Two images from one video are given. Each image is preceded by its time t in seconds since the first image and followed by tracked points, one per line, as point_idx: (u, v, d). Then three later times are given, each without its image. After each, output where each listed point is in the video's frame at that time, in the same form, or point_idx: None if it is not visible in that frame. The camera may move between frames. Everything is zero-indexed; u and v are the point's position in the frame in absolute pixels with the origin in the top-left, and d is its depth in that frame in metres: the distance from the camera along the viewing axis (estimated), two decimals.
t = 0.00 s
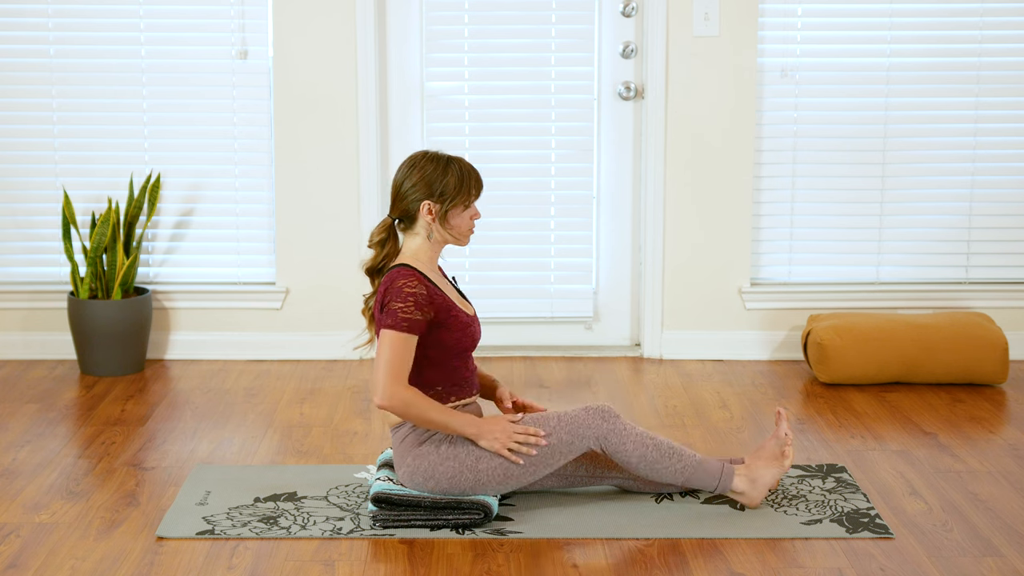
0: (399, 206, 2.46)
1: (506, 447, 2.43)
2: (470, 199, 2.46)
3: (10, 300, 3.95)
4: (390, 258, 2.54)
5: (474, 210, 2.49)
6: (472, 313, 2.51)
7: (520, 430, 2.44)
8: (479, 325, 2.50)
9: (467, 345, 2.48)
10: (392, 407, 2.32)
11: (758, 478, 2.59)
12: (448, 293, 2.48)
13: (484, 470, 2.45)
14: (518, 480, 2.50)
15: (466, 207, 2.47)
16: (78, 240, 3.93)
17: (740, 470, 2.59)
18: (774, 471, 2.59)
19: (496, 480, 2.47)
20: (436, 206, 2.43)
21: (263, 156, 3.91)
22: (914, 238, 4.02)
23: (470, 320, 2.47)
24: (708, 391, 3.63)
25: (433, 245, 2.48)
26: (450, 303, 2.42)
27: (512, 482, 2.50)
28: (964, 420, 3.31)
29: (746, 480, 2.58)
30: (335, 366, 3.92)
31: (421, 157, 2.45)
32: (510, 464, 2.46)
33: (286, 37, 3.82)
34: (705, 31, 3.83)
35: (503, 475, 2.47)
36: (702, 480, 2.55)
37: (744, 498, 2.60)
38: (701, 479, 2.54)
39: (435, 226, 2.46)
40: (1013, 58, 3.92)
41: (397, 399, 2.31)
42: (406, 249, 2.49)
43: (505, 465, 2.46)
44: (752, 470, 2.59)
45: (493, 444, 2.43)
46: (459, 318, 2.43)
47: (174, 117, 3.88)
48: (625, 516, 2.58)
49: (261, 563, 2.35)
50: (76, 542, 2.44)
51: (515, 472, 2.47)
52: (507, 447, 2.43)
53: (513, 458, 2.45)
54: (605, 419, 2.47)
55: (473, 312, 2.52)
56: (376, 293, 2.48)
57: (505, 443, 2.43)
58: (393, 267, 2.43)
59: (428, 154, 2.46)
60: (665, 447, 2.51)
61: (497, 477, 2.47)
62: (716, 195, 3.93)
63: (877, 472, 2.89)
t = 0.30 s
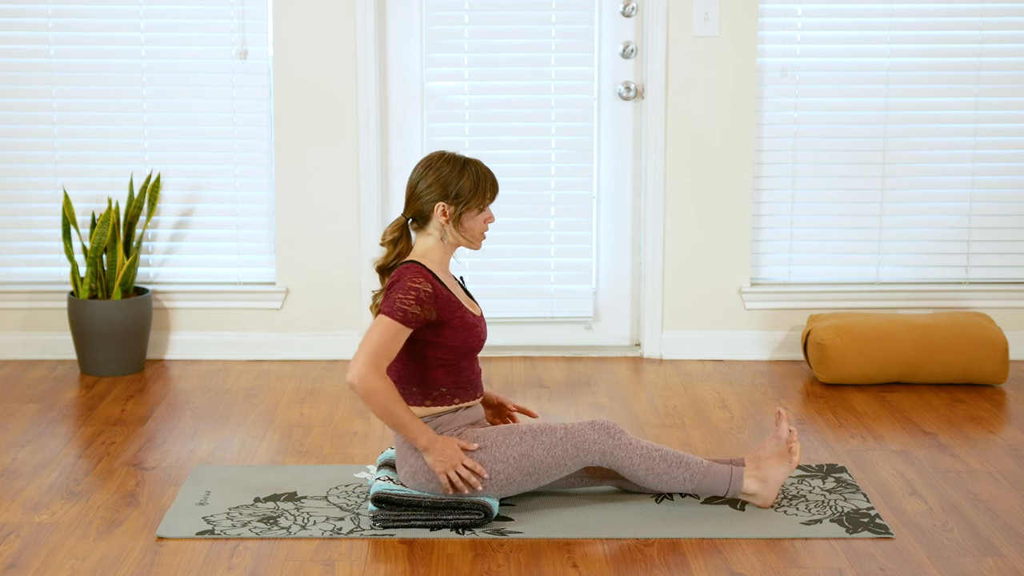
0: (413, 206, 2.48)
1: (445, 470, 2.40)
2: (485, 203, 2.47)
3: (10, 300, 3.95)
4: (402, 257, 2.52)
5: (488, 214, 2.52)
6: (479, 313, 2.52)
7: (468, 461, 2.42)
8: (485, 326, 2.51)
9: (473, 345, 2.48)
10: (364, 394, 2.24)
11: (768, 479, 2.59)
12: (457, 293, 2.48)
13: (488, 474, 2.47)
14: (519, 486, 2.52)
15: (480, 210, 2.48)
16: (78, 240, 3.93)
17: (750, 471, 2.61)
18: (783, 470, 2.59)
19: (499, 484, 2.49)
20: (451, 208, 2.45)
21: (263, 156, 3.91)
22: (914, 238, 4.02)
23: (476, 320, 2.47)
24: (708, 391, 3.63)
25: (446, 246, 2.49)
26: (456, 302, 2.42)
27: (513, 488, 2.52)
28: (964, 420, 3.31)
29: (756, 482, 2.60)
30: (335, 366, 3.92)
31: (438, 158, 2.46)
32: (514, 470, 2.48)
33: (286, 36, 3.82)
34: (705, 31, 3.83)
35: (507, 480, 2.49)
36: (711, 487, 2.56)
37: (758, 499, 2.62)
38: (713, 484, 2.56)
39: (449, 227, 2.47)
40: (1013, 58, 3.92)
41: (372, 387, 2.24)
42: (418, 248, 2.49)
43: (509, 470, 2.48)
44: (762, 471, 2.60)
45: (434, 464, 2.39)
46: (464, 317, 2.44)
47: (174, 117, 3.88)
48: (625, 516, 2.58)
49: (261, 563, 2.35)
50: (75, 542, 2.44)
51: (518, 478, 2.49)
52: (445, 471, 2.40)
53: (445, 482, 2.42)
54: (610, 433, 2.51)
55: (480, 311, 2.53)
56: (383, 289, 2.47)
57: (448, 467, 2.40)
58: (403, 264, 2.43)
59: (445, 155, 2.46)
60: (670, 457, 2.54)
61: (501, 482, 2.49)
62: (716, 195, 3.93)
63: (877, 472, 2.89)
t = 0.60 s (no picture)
0: (426, 209, 2.48)
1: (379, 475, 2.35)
2: (497, 209, 2.48)
3: (11, 300, 3.95)
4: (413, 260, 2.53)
5: (500, 219, 2.52)
6: (484, 316, 2.52)
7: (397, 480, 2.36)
8: (489, 330, 2.51)
9: (477, 348, 2.49)
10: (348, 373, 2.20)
11: (773, 477, 2.59)
12: (465, 297, 2.48)
13: (491, 477, 2.48)
14: (522, 490, 2.53)
15: (493, 216, 2.49)
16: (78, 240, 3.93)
17: (754, 473, 2.61)
18: (788, 468, 2.58)
19: (501, 488, 2.50)
20: (464, 213, 2.45)
21: (263, 156, 3.91)
22: (914, 239, 4.02)
23: (481, 323, 2.47)
24: (708, 391, 3.63)
25: (457, 251, 2.49)
26: (461, 305, 2.43)
27: (516, 491, 2.53)
28: (964, 421, 3.31)
29: (761, 483, 2.59)
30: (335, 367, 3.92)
31: (453, 162, 2.45)
32: (516, 474, 2.49)
33: (286, 36, 3.82)
34: (705, 31, 3.83)
35: (509, 484, 2.50)
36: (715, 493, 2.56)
37: (766, 500, 2.61)
38: (718, 490, 2.56)
39: (461, 233, 2.47)
40: (1013, 58, 3.91)
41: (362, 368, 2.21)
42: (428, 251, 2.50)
43: (511, 474, 2.49)
44: (765, 470, 2.60)
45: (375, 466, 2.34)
46: (469, 320, 2.44)
47: (174, 117, 3.88)
48: (625, 516, 2.58)
49: (261, 563, 2.35)
50: (75, 542, 2.44)
51: (520, 483, 2.50)
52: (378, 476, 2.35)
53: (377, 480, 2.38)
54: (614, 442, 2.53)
55: (485, 315, 2.53)
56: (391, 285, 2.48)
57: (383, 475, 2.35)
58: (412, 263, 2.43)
59: (460, 159, 2.46)
60: (674, 465, 2.53)
61: (503, 485, 2.50)
62: (715, 195, 3.93)
63: (877, 472, 2.88)
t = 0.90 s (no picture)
0: (426, 212, 2.47)
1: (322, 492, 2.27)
2: (499, 218, 2.48)
3: (11, 300, 3.95)
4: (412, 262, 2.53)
5: (501, 228, 2.52)
6: (480, 320, 2.52)
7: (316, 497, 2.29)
8: (485, 333, 2.51)
9: (473, 353, 2.48)
10: (344, 384, 2.24)
11: (775, 478, 2.58)
12: (461, 301, 2.48)
13: (492, 479, 2.48)
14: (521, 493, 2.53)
15: (494, 225, 2.49)
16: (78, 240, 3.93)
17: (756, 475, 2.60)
18: (789, 469, 2.57)
19: (502, 490, 2.50)
20: (465, 220, 2.45)
21: (263, 156, 3.91)
22: (914, 239, 4.02)
23: (477, 328, 2.47)
24: (708, 391, 3.63)
25: (456, 256, 2.49)
26: (459, 310, 2.42)
27: (514, 494, 2.52)
28: (964, 421, 3.31)
29: (763, 485, 2.59)
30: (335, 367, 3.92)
31: (457, 168, 2.45)
32: (517, 477, 2.49)
33: (286, 36, 3.82)
34: (705, 31, 3.83)
35: (510, 486, 2.50)
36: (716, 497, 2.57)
37: (771, 501, 2.61)
38: (719, 495, 2.57)
39: (461, 239, 2.47)
40: (1013, 58, 3.91)
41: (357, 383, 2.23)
42: (428, 255, 2.50)
43: (512, 477, 2.48)
44: (767, 472, 2.59)
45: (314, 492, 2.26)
46: (466, 325, 2.43)
47: (174, 117, 3.88)
48: (624, 516, 2.59)
49: (261, 563, 2.35)
50: (75, 542, 2.44)
51: (521, 486, 2.50)
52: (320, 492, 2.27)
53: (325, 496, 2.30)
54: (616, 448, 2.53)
55: (481, 319, 2.52)
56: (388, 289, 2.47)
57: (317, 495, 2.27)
58: (411, 268, 2.42)
59: (464, 165, 2.46)
60: (675, 471, 2.54)
61: (503, 487, 2.50)
62: (715, 195, 3.93)
63: (877, 472, 2.88)
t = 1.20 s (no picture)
0: (406, 212, 2.47)
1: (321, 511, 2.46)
2: (478, 219, 2.47)
3: (11, 300, 3.95)
4: (392, 261, 2.53)
5: (480, 229, 2.51)
6: (468, 317, 2.53)
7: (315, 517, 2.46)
8: (475, 330, 2.52)
9: (464, 350, 2.49)
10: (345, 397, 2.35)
11: (774, 480, 2.58)
12: (448, 299, 2.48)
13: (492, 480, 2.48)
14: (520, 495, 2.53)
15: (473, 226, 2.48)
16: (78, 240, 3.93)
17: (757, 477, 2.61)
18: (789, 471, 2.57)
19: (502, 491, 2.50)
20: (443, 221, 2.45)
21: (263, 156, 3.91)
22: (914, 239, 4.02)
23: (466, 324, 2.48)
24: (708, 391, 3.63)
25: (436, 257, 2.49)
26: (447, 309, 2.43)
27: (514, 495, 2.52)
28: (963, 421, 3.31)
29: (763, 487, 2.59)
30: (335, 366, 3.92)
31: (437, 168, 2.45)
32: (517, 478, 2.49)
33: (285, 36, 3.82)
34: (705, 31, 3.83)
35: (510, 487, 2.50)
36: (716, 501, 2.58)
37: (773, 503, 2.61)
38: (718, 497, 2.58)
39: (439, 239, 2.47)
40: (1013, 58, 3.92)
41: (353, 393, 2.33)
42: (409, 255, 2.49)
43: (513, 478, 2.48)
44: (768, 473, 2.59)
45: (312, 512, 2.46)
46: (455, 323, 2.45)
47: (174, 117, 3.88)
48: (624, 516, 2.59)
49: (261, 563, 2.36)
50: (75, 542, 2.44)
51: (521, 488, 2.50)
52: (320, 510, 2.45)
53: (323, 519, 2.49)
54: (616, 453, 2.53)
55: (469, 316, 2.53)
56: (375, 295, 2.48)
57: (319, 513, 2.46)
58: (393, 272, 2.43)
59: (445, 165, 2.46)
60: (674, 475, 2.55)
61: (503, 488, 2.49)
62: (715, 195, 3.93)
63: (877, 472, 2.88)
